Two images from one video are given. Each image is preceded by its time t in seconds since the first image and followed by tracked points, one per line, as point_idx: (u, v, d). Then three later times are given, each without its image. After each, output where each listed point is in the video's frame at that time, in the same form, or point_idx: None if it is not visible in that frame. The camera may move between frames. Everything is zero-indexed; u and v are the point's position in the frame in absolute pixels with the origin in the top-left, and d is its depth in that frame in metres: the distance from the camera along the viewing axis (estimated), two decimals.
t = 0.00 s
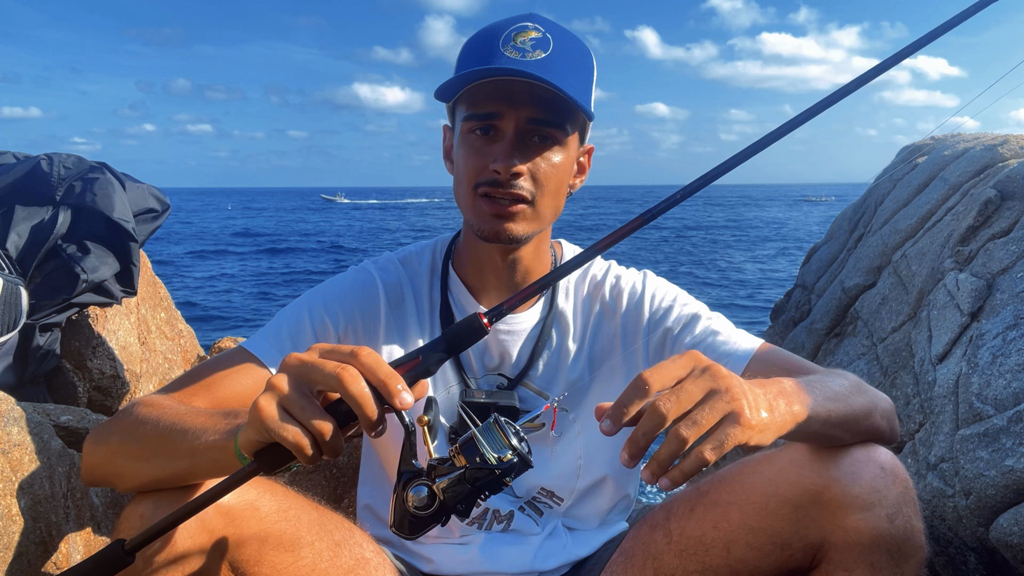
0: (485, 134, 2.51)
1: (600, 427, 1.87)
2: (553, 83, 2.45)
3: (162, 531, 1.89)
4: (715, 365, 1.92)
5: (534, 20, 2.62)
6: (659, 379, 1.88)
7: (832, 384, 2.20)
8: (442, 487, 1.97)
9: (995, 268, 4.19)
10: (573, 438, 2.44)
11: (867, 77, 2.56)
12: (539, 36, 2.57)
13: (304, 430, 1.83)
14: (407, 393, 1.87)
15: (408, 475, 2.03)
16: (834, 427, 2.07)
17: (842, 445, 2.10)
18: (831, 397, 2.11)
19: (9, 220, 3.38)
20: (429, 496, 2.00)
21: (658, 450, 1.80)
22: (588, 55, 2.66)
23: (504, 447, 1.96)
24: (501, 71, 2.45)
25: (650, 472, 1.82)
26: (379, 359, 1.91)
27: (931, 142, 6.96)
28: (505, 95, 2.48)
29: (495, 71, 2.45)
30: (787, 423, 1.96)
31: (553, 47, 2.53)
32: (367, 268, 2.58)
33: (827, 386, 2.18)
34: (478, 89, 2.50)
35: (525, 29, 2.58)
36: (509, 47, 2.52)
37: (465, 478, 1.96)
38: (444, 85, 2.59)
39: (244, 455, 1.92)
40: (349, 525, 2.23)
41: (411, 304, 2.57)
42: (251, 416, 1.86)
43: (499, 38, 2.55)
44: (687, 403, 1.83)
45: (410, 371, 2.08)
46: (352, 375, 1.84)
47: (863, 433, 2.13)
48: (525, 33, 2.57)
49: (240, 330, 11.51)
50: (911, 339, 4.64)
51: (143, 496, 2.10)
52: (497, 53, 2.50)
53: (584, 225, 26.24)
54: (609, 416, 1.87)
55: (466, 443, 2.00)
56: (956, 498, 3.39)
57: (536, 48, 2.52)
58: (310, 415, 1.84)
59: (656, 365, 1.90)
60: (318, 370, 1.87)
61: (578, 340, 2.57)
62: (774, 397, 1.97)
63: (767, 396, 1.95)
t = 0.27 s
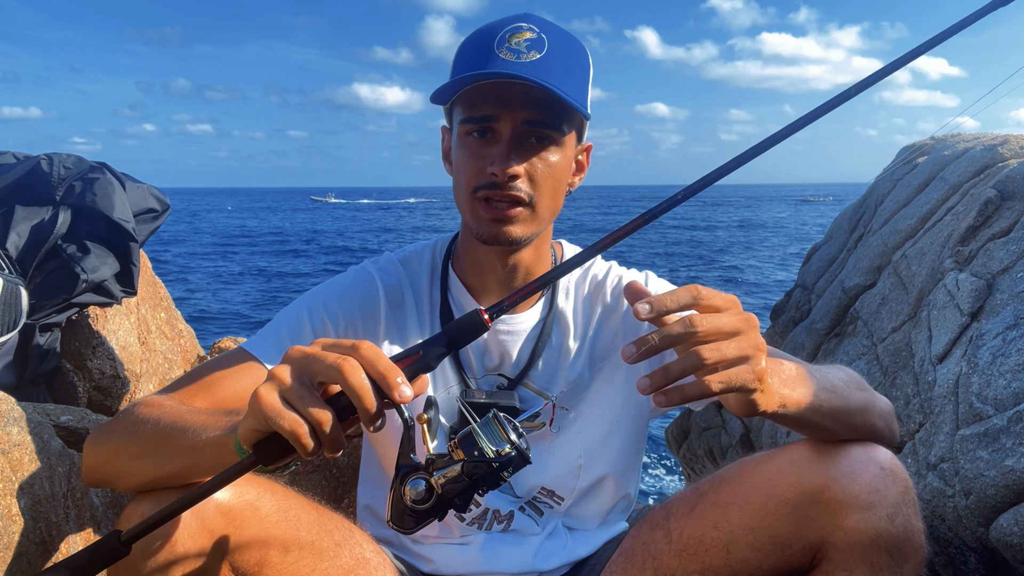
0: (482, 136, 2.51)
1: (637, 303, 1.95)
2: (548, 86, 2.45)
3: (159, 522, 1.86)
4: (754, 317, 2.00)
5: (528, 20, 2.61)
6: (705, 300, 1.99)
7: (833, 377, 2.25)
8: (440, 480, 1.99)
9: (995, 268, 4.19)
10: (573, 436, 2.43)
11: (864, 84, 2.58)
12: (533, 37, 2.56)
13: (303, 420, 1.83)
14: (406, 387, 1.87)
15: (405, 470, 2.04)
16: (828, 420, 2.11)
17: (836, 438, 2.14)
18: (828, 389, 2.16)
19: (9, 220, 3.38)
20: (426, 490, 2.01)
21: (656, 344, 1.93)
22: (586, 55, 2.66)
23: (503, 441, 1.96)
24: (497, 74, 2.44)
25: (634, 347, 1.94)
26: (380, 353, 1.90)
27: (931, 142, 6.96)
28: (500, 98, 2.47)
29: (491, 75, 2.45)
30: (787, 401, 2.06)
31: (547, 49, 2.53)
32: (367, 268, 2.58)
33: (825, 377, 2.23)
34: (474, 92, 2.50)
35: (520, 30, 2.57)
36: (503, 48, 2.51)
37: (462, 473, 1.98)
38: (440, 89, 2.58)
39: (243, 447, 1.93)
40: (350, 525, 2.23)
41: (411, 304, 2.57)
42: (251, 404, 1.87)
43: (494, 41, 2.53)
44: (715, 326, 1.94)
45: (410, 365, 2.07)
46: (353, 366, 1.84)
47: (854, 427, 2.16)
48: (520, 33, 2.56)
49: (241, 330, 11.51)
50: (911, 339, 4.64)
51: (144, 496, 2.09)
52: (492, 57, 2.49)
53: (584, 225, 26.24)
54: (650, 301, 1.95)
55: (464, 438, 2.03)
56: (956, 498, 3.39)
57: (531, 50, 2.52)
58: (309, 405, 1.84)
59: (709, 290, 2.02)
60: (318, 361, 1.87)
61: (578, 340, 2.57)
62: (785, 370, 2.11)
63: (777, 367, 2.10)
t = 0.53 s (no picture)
0: (485, 135, 2.51)
1: (652, 264, 1.89)
2: (552, 84, 2.45)
3: (159, 517, 1.80)
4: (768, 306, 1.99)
5: (532, 20, 2.62)
6: (722, 278, 1.92)
7: (827, 371, 2.28)
8: (445, 487, 1.99)
9: (995, 268, 4.19)
10: (573, 436, 2.43)
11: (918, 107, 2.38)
12: (537, 37, 2.57)
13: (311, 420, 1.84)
14: (415, 393, 1.85)
15: (409, 476, 2.05)
16: (812, 411, 2.16)
17: (818, 428, 2.18)
18: (816, 381, 2.20)
19: (9, 220, 3.38)
20: (430, 497, 2.01)
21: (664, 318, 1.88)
22: (589, 55, 2.66)
23: (511, 452, 1.98)
24: (500, 72, 2.45)
25: (647, 324, 1.91)
26: (391, 358, 1.90)
27: (931, 142, 6.96)
28: (504, 97, 2.48)
29: (495, 72, 2.45)
30: (778, 389, 2.12)
31: (550, 48, 2.53)
32: (369, 268, 2.58)
33: (819, 370, 2.26)
34: (477, 92, 2.50)
35: (523, 30, 2.58)
36: (507, 48, 2.51)
37: (469, 483, 1.98)
38: (444, 86, 2.58)
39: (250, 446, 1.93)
40: (350, 525, 2.23)
41: (412, 304, 2.57)
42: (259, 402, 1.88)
43: (498, 39, 2.54)
44: (724, 308, 1.89)
45: (421, 372, 2.05)
46: (364, 369, 1.84)
47: (842, 423, 2.19)
48: (523, 33, 2.57)
49: (241, 330, 11.52)
50: (911, 339, 4.64)
51: (146, 494, 2.09)
52: (496, 55, 2.49)
53: (584, 225, 26.25)
54: (668, 267, 1.88)
55: (471, 448, 2.08)
56: (956, 498, 3.39)
57: (534, 49, 2.52)
58: (318, 405, 1.84)
59: (728, 267, 1.94)
60: (330, 363, 1.86)
61: (579, 340, 2.57)
62: (788, 363, 2.18)
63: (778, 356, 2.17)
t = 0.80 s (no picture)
0: (490, 134, 2.51)
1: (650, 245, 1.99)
2: (558, 84, 2.46)
3: (158, 514, 1.78)
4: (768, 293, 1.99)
5: (539, 20, 2.62)
6: (720, 257, 1.98)
7: (827, 369, 2.27)
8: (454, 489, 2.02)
9: (995, 267, 4.19)
10: (574, 435, 2.44)
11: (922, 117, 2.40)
12: (543, 37, 2.56)
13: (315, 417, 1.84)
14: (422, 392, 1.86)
15: (416, 476, 2.06)
16: (813, 409, 2.16)
17: (816, 424, 2.18)
18: (817, 378, 2.20)
19: (9, 220, 3.38)
20: (437, 497, 2.03)
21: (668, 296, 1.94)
22: (593, 56, 2.66)
23: (519, 454, 1.97)
24: (506, 70, 2.45)
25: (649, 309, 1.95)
26: (399, 359, 1.91)
27: (932, 142, 6.96)
28: (510, 96, 2.48)
29: (500, 71, 2.45)
30: (780, 384, 2.12)
31: (557, 49, 2.53)
32: (371, 268, 2.58)
33: (821, 368, 2.27)
34: (484, 90, 2.50)
35: (531, 30, 2.57)
36: (514, 47, 2.51)
37: (478, 483, 2.00)
38: (450, 84, 2.58)
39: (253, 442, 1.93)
40: (350, 526, 2.23)
41: (414, 304, 2.56)
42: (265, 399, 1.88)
43: (505, 38, 2.55)
44: (724, 288, 1.93)
45: (428, 372, 2.06)
46: (370, 370, 1.84)
47: (843, 423, 2.19)
48: (531, 33, 2.56)
49: (240, 330, 11.52)
50: (911, 339, 4.64)
51: (148, 494, 2.08)
52: (502, 53, 2.50)
53: (584, 225, 26.25)
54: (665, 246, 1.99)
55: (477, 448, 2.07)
56: (956, 498, 3.39)
57: (541, 49, 2.52)
58: (323, 403, 1.84)
59: (725, 248, 2.00)
60: (335, 362, 1.86)
61: (580, 339, 2.57)
62: (789, 360, 2.19)
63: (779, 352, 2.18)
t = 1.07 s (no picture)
0: (488, 136, 2.51)
1: (661, 248, 1.93)
2: (555, 86, 2.45)
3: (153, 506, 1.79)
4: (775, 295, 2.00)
5: (536, 20, 2.62)
6: (731, 262, 1.93)
7: (826, 369, 2.27)
8: (458, 491, 2.02)
9: (995, 268, 4.19)
10: (574, 435, 2.44)
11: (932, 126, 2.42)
12: (541, 37, 2.56)
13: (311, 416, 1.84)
14: (418, 384, 1.88)
15: (421, 474, 2.04)
16: (813, 408, 2.16)
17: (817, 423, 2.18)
18: (818, 378, 2.20)
19: (9, 220, 3.38)
20: (441, 497, 2.03)
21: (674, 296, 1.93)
22: (593, 56, 2.66)
23: (525, 462, 2.01)
24: (504, 73, 2.45)
25: (654, 300, 1.95)
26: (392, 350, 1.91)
27: (932, 142, 6.96)
28: (508, 97, 2.47)
29: (498, 73, 2.46)
30: (775, 382, 2.12)
31: (555, 50, 2.52)
32: (372, 267, 2.57)
33: (820, 367, 2.27)
34: (482, 92, 2.50)
35: (528, 30, 2.57)
36: (511, 48, 2.51)
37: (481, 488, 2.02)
38: (448, 86, 2.58)
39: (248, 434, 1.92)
40: (351, 526, 2.23)
41: (415, 304, 2.56)
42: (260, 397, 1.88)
43: (503, 39, 2.54)
44: (730, 288, 1.92)
45: (432, 372, 2.06)
46: (361, 375, 1.84)
47: (843, 421, 2.19)
48: (528, 33, 2.56)
49: (240, 330, 11.52)
50: (911, 339, 4.64)
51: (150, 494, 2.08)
52: (500, 55, 2.50)
53: (584, 225, 26.26)
54: (677, 250, 1.93)
55: (480, 445, 2.06)
56: (956, 498, 3.39)
57: (539, 50, 2.52)
58: (318, 400, 1.85)
59: (736, 252, 1.95)
60: (328, 361, 1.87)
61: (580, 338, 2.56)
62: (787, 359, 2.19)
63: (776, 351, 2.17)
